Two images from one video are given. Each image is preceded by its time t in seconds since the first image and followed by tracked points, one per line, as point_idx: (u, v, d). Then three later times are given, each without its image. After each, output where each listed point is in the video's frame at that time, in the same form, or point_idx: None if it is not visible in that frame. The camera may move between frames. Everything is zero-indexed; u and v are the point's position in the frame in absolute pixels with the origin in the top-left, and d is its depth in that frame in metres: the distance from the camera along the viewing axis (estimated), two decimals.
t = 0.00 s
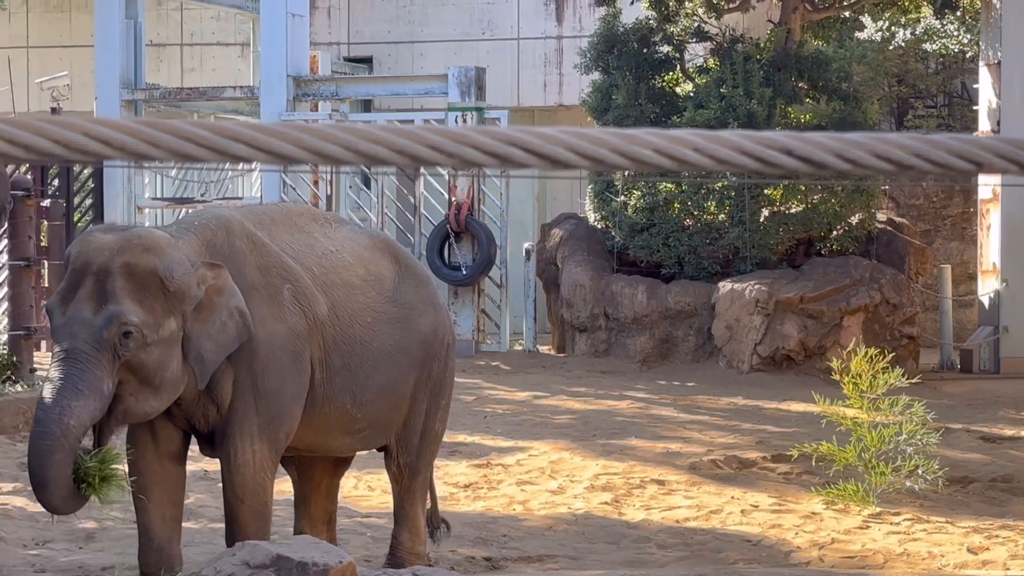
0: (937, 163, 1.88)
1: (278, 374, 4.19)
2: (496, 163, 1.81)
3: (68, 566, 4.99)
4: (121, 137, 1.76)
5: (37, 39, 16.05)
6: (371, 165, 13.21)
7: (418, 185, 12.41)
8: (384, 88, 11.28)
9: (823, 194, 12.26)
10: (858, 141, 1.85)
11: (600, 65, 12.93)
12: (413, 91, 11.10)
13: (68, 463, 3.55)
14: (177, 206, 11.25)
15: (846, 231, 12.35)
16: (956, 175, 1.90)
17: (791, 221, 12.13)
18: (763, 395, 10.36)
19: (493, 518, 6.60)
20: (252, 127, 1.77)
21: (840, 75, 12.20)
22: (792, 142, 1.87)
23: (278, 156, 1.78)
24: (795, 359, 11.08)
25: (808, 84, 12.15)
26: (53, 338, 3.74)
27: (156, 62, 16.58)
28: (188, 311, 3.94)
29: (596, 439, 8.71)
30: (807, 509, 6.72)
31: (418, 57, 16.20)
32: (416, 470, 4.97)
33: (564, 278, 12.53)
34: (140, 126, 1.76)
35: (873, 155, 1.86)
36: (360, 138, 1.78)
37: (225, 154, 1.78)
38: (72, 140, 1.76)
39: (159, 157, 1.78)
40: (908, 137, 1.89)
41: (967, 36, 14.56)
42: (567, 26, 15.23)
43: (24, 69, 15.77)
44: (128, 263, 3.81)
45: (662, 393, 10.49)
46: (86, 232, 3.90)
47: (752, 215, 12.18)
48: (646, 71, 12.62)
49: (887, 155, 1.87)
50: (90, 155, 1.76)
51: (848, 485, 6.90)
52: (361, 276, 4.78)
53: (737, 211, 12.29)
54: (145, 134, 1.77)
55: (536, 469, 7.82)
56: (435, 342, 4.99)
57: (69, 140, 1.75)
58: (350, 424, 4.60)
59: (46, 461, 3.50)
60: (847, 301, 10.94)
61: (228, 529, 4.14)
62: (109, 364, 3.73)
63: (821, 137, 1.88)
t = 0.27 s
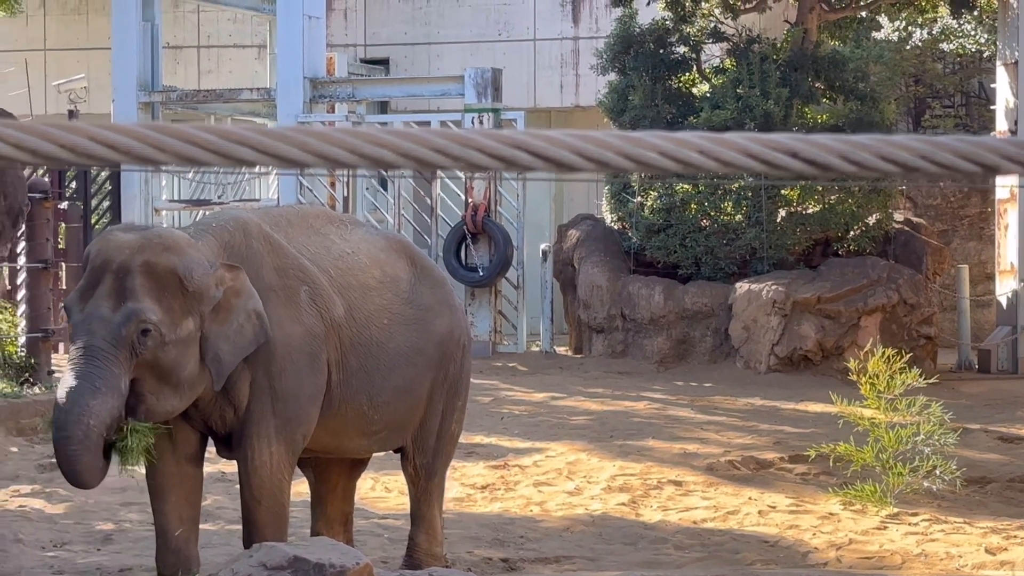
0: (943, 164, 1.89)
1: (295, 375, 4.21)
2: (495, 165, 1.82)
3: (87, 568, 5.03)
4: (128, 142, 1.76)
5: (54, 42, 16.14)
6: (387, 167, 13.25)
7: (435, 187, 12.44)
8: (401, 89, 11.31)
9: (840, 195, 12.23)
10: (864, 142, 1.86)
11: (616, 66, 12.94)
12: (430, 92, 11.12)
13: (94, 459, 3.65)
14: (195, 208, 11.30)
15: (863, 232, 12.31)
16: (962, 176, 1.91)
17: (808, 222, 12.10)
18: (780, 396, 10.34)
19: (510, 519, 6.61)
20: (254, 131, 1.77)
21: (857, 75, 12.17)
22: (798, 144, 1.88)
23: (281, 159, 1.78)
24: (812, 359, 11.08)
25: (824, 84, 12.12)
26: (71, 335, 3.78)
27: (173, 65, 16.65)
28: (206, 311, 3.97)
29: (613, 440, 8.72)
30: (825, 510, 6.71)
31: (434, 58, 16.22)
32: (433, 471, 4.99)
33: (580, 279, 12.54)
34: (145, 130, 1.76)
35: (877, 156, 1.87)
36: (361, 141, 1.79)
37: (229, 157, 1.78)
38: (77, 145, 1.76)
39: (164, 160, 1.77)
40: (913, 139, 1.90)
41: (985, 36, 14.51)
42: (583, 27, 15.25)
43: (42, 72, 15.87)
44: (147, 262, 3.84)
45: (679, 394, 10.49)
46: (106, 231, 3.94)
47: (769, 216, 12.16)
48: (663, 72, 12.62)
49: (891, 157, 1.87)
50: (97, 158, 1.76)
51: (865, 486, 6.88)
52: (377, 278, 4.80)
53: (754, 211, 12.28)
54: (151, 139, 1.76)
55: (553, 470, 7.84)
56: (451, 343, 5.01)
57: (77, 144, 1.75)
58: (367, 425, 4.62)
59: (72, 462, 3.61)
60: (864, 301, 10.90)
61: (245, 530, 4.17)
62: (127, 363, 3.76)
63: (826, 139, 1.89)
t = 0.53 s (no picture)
0: (970, 169, 1.77)
1: (316, 376, 4.22)
2: (482, 171, 1.73)
3: (109, 569, 5.06)
4: (108, 148, 1.66)
5: (78, 44, 16.25)
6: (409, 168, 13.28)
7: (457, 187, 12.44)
8: (422, 90, 11.32)
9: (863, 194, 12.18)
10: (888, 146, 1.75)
11: (638, 66, 12.93)
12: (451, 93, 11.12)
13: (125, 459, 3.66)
14: (217, 209, 11.34)
15: (886, 231, 12.26)
16: (991, 182, 1.79)
17: (830, 221, 12.05)
18: (803, 395, 10.31)
19: (531, 520, 6.61)
20: (239, 137, 1.68)
21: (879, 74, 12.10)
22: (820, 149, 1.76)
23: (263, 166, 1.70)
24: (835, 359, 11.03)
25: (847, 84, 12.11)
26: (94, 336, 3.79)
27: (195, 66, 16.73)
28: (228, 313, 3.99)
29: (635, 440, 8.71)
30: (847, 509, 6.68)
31: (456, 59, 16.24)
32: (453, 472, 5.00)
33: (602, 279, 12.53)
34: (124, 136, 1.66)
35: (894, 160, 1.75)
36: (346, 148, 1.70)
37: (211, 164, 1.69)
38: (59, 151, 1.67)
39: (146, 167, 1.68)
40: (943, 143, 1.78)
41: (1009, 34, 14.45)
42: (605, 27, 15.25)
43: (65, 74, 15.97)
44: (170, 263, 3.87)
45: (701, 394, 10.47)
46: (128, 233, 3.96)
47: (791, 215, 12.13)
48: (685, 72, 12.61)
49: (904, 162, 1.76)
50: (77, 164, 1.67)
51: (888, 486, 6.85)
52: (397, 279, 4.81)
53: (776, 211, 12.25)
54: (132, 146, 1.66)
55: (575, 471, 7.83)
56: (471, 344, 5.02)
57: (57, 150, 1.65)
58: (387, 426, 4.64)
59: (104, 462, 3.61)
60: (887, 301, 10.87)
61: (267, 531, 4.18)
62: (150, 363, 3.78)
63: (848, 142, 1.77)
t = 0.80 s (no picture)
0: (973, 153, 1.86)
1: (344, 376, 4.24)
2: (491, 156, 1.83)
3: (139, 568, 5.10)
4: (101, 135, 1.75)
5: (108, 46, 16.36)
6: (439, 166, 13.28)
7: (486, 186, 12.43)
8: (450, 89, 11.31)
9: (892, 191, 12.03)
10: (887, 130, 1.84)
11: (667, 64, 12.90)
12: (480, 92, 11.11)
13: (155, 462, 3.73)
14: (247, 209, 11.40)
15: (916, 228, 12.15)
16: (994, 165, 1.87)
17: (860, 219, 11.96)
18: (833, 393, 10.25)
19: (561, 519, 6.61)
20: (230, 124, 1.77)
21: (910, 71, 12.00)
22: (820, 133, 1.87)
23: (254, 150, 1.79)
24: (865, 357, 10.95)
25: (876, 81, 11.98)
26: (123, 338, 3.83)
27: (225, 67, 16.81)
28: (256, 314, 4.01)
29: (664, 439, 8.69)
30: (877, 507, 6.65)
31: (485, 59, 16.24)
32: (481, 470, 5.00)
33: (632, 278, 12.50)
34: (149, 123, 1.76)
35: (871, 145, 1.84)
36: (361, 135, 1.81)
37: (204, 148, 1.78)
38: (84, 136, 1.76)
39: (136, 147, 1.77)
40: (946, 127, 1.87)
41: None
42: (634, 26, 15.23)
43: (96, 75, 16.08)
44: (198, 265, 3.89)
45: (731, 392, 10.43)
46: (157, 234, 3.99)
47: (821, 213, 12.03)
48: (713, 70, 12.55)
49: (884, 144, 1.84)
50: (72, 150, 1.76)
51: (918, 484, 6.80)
52: (425, 277, 4.82)
53: (806, 209, 12.13)
54: (122, 132, 1.76)
55: (604, 469, 7.83)
56: (499, 342, 5.02)
57: (56, 137, 1.76)
58: (415, 425, 4.65)
59: (134, 466, 3.68)
60: (918, 299, 10.79)
61: (297, 531, 4.21)
62: (179, 365, 3.81)
63: (849, 126, 1.86)
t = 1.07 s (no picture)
0: None
1: (372, 373, 4.26)
2: (541, 155, 1.74)
3: (169, 566, 5.15)
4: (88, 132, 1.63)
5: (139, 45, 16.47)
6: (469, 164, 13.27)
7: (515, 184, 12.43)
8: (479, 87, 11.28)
9: (923, 187, 11.84)
10: (901, 125, 1.76)
11: (697, 61, 12.86)
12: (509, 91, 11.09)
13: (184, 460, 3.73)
14: (277, 208, 11.45)
15: (947, 225, 12.04)
16: None
17: (891, 215, 11.86)
18: (864, 390, 10.19)
19: (590, 516, 6.61)
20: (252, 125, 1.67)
21: (941, 67, 11.85)
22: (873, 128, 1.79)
23: (220, 149, 1.67)
24: (896, 354, 10.87)
25: (906, 78, 11.92)
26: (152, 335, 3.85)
27: (255, 66, 16.90)
28: (284, 311, 4.03)
29: (694, 436, 8.66)
30: (907, 504, 6.60)
31: (515, 57, 16.24)
32: (509, 468, 5.01)
33: (662, 276, 12.47)
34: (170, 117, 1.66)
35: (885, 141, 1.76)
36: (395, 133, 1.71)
37: (169, 148, 1.65)
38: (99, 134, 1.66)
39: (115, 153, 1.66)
40: (1000, 120, 1.80)
41: None
42: (664, 23, 15.20)
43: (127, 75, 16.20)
44: (228, 262, 3.92)
45: (761, 389, 10.38)
46: (186, 232, 4.02)
47: (851, 209, 11.97)
48: (743, 67, 12.52)
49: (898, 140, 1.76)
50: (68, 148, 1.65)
51: (949, 481, 6.75)
52: (453, 276, 4.83)
53: (836, 205, 12.06)
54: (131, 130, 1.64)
55: (633, 467, 7.81)
56: (527, 341, 5.03)
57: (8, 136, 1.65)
58: (444, 423, 4.66)
59: (161, 465, 3.68)
60: (949, 295, 10.71)
61: (325, 529, 4.22)
62: (207, 362, 3.83)
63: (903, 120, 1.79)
